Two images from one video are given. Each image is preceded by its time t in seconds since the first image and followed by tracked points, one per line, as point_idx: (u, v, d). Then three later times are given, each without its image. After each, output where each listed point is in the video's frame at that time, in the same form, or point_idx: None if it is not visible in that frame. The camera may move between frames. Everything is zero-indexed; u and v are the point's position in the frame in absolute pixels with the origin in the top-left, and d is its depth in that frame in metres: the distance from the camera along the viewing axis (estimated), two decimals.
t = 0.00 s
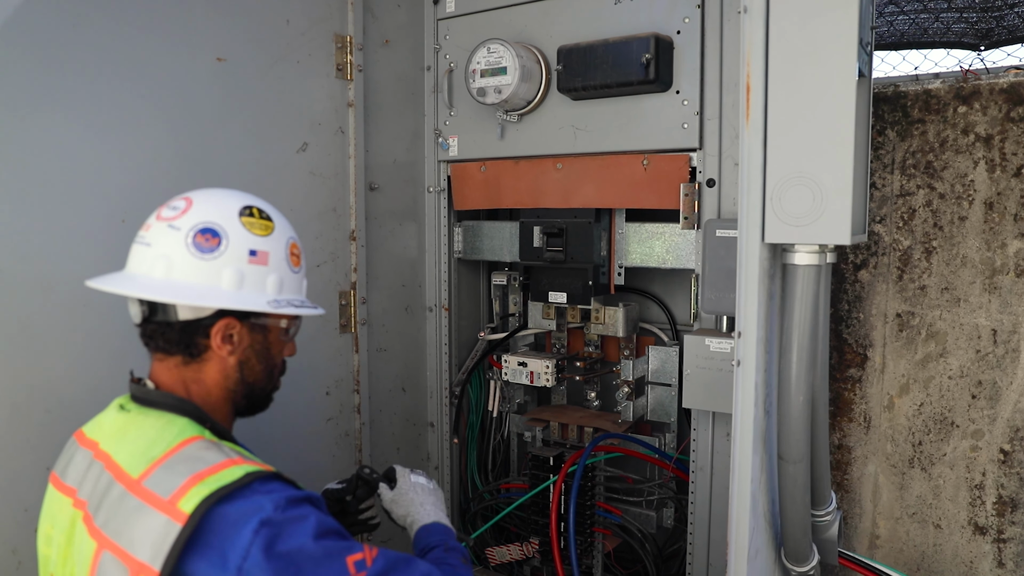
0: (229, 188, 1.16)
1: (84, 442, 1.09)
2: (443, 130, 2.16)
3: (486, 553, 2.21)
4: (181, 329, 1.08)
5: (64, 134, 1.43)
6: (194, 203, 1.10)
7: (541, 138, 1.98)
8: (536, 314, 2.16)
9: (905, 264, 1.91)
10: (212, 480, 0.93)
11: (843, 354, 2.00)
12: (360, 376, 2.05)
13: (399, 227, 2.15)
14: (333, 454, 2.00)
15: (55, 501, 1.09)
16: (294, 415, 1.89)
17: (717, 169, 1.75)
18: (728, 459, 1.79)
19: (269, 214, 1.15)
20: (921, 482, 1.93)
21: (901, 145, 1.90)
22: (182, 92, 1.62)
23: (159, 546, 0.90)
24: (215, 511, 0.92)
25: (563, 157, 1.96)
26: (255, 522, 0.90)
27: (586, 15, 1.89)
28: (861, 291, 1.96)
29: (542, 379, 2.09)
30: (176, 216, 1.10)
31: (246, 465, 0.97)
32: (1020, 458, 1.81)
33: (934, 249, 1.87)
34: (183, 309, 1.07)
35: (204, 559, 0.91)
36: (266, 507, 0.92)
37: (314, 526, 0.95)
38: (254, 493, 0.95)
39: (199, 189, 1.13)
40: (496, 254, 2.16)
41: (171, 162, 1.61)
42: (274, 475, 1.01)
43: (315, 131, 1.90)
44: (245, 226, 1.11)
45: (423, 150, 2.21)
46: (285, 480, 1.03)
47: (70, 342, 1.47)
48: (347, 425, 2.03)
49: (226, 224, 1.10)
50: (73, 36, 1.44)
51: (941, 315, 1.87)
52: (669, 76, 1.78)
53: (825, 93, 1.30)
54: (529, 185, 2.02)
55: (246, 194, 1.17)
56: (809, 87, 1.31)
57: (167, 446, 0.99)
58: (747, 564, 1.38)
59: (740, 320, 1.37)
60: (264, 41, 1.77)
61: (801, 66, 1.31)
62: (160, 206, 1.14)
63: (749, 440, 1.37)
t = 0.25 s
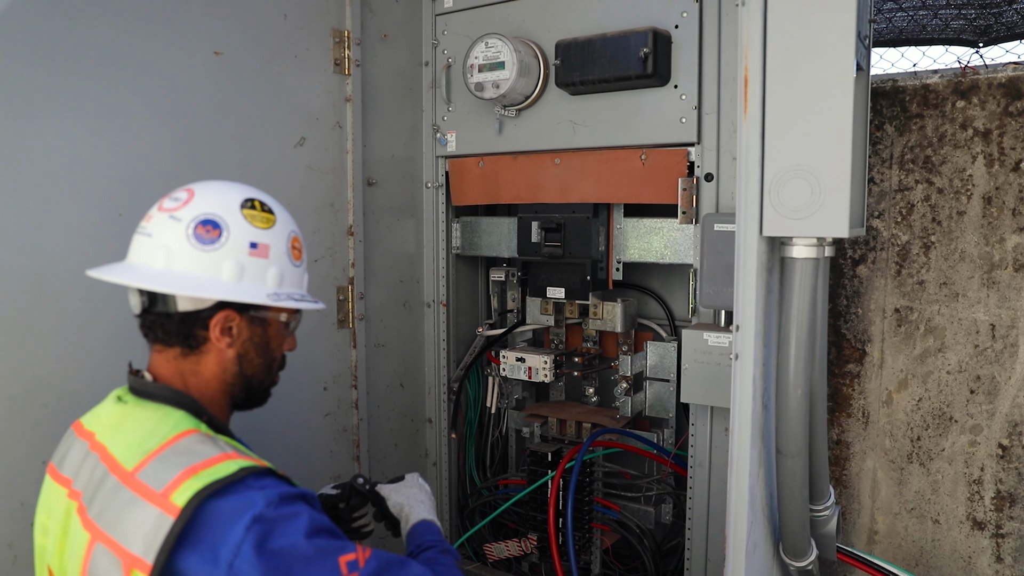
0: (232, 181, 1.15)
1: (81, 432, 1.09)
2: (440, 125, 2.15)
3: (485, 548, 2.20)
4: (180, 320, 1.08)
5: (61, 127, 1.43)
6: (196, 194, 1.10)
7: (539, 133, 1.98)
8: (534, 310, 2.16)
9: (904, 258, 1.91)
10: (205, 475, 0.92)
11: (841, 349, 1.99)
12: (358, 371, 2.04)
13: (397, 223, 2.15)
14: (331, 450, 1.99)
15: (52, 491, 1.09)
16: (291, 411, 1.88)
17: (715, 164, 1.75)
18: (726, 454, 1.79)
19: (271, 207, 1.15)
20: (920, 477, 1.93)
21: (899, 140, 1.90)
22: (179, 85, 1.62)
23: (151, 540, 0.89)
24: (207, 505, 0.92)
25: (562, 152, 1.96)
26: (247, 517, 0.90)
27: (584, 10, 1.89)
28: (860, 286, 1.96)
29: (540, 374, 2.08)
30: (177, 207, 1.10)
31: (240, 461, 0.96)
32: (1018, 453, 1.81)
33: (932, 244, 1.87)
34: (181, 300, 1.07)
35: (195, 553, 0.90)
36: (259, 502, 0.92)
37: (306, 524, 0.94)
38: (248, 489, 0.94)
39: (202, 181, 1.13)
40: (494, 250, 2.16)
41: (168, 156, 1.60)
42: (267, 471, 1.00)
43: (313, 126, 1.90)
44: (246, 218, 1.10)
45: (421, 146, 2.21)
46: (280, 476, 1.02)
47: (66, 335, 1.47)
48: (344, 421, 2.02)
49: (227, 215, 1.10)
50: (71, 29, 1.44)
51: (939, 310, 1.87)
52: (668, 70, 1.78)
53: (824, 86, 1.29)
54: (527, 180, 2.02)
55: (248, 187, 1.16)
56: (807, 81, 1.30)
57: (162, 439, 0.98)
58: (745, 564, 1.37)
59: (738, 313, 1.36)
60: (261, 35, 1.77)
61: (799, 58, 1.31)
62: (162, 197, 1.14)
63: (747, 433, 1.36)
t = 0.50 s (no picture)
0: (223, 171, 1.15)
1: (78, 424, 1.09)
2: (439, 121, 2.15)
3: (483, 545, 2.20)
4: (178, 312, 1.08)
5: (57, 120, 1.43)
6: (187, 185, 1.09)
7: (537, 127, 1.98)
8: (532, 306, 2.16)
9: (902, 254, 1.90)
10: (201, 464, 0.92)
11: (840, 345, 1.99)
12: (356, 366, 2.04)
13: (395, 219, 2.15)
14: (328, 445, 1.99)
15: (48, 482, 1.09)
16: (289, 405, 1.88)
17: (713, 158, 1.75)
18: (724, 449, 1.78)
19: (263, 195, 1.15)
20: (918, 473, 1.93)
21: (897, 135, 1.90)
22: (177, 79, 1.61)
23: (147, 528, 0.89)
24: (203, 494, 0.91)
25: (559, 147, 1.96)
26: (243, 505, 0.90)
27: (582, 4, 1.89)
28: (858, 282, 1.95)
29: (538, 370, 2.08)
30: (168, 198, 1.09)
31: (237, 451, 0.96)
32: (1017, 448, 1.81)
33: (930, 239, 1.87)
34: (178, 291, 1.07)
35: (192, 543, 0.90)
36: (255, 491, 0.92)
37: (303, 512, 0.94)
38: (244, 478, 0.94)
39: (192, 171, 1.12)
40: (492, 245, 2.15)
41: (165, 149, 1.60)
42: (264, 462, 1.00)
43: (310, 120, 1.90)
44: (239, 207, 1.10)
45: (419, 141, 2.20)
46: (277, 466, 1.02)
47: (62, 329, 1.46)
48: (342, 416, 2.02)
49: (220, 205, 1.09)
50: (67, 21, 1.43)
51: (937, 305, 1.87)
52: (666, 65, 1.77)
53: (821, 78, 1.27)
54: (525, 175, 2.02)
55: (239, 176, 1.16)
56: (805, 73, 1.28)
57: (158, 429, 0.98)
58: (744, 560, 1.36)
59: (736, 307, 1.36)
60: (259, 29, 1.77)
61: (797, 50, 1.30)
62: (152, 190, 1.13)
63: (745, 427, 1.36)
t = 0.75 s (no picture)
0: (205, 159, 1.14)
1: (78, 415, 1.08)
2: (438, 116, 2.15)
3: (482, 540, 2.22)
4: (181, 306, 1.07)
5: (56, 112, 1.42)
6: (173, 176, 1.08)
7: (536, 122, 1.97)
8: (532, 301, 2.16)
9: (902, 248, 1.90)
10: (203, 453, 0.92)
11: (839, 340, 1.99)
12: (355, 362, 2.04)
13: (394, 214, 2.14)
14: (328, 440, 1.99)
15: (48, 474, 1.08)
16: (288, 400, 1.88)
17: (713, 152, 1.75)
18: (724, 443, 1.78)
19: (250, 179, 1.14)
20: (918, 467, 1.93)
21: (897, 129, 1.89)
22: (176, 72, 1.61)
23: (150, 516, 0.89)
24: (206, 484, 0.91)
25: (558, 142, 1.96)
26: (248, 498, 0.89)
27: None
28: (858, 277, 1.95)
29: (537, 365, 2.08)
30: (157, 192, 1.08)
31: (239, 441, 0.96)
32: (1017, 442, 1.81)
33: (930, 233, 1.87)
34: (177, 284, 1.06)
35: (195, 532, 0.89)
36: (259, 485, 0.91)
37: (306, 510, 0.93)
38: (247, 471, 0.94)
39: (176, 162, 1.11)
40: (491, 241, 2.15)
41: (164, 142, 1.60)
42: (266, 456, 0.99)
43: (309, 115, 1.90)
44: (229, 193, 1.09)
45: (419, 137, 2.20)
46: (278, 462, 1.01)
47: (60, 321, 1.46)
48: (341, 411, 2.02)
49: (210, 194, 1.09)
50: (66, 13, 1.43)
51: (937, 299, 1.87)
52: (665, 59, 1.77)
53: (820, 70, 1.26)
54: (524, 170, 2.01)
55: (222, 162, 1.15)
56: (804, 65, 1.27)
57: (159, 418, 0.97)
58: (744, 555, 1.36)
59: (736, 300, 1.36)
60: (258, 22, 1.77)
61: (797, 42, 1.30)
62: (137, 186, 1.11)
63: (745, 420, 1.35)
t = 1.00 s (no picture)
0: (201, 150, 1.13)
1: (75, 408, 1.08)
2: (439, 112, 2.15)
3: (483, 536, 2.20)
4: (178, 298, 1.07)
5: (57, 106, 1.42)
6: (168, 167, 1.08)
7: (537, 118, 1.97)
8: (533, 297, 2.15)
9: (903, 244, 1.90)
10: (204, 446, 0.91)
11: (841, 336, 1.99)
12: (356, 357, 2.04)
13: (395, 210, 2.14)
14: (328, 436, 1.99)
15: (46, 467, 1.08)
16: (289, 395, 1.88)
17: (714, 147, 1.74)
18: (725, 438, 1.78)
19: (246, 171, 1.14)
20: (920, 464, 1.92)
21: (898, 125, 1.89)
22: (177, 67, 1.61)
23: (150, 510, 0.89)
24: (205, 477, 0.90)
25: (559, 138, 1.96)
26: (246, 492, 0.89)
27: None
28: (859, 272, 1.95)
29: (538, 361, 2.07)
30: (152, 183, 1.07)
31: (240, 433, 0.96)
32: (1018, 438, 1.81)
33: (932, 229, 1.87)
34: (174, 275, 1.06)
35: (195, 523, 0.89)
36: (257, 479, 0.90)
37: (305, 504, 0.93)
38: (247, 462, 0.93)
39: (171, 153, 1.10)
40: (492, 237, 2.15)
41: (165, 137, 1.60)
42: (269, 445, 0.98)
43: (310, 110, 1.89)
44: (225, 184, 1.09)
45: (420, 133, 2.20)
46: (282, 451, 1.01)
47: (61, 316, 1.46)
48: (342, 407, 2.02)
49: (206, 185, 1.08)
50: (67, 7, 1.43)
51: (938, 295, 1.87)
52: (666, 54, 1.77)
53: (821, 63, 1.26)
54: (525, 166, 2.01)
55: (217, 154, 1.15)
56: (806, 58, 1.27)
57: (159, 411, 0.97)
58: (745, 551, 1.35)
59: (737, 294, 1.35)
60: (258, 17, 1.76)
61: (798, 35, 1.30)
62: (132, 177, 1.10)
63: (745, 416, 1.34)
